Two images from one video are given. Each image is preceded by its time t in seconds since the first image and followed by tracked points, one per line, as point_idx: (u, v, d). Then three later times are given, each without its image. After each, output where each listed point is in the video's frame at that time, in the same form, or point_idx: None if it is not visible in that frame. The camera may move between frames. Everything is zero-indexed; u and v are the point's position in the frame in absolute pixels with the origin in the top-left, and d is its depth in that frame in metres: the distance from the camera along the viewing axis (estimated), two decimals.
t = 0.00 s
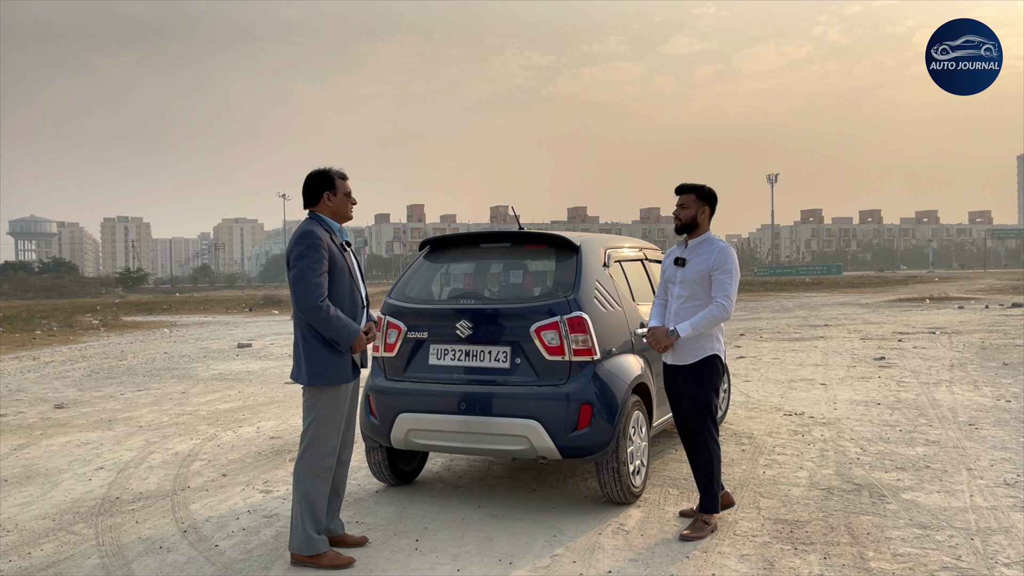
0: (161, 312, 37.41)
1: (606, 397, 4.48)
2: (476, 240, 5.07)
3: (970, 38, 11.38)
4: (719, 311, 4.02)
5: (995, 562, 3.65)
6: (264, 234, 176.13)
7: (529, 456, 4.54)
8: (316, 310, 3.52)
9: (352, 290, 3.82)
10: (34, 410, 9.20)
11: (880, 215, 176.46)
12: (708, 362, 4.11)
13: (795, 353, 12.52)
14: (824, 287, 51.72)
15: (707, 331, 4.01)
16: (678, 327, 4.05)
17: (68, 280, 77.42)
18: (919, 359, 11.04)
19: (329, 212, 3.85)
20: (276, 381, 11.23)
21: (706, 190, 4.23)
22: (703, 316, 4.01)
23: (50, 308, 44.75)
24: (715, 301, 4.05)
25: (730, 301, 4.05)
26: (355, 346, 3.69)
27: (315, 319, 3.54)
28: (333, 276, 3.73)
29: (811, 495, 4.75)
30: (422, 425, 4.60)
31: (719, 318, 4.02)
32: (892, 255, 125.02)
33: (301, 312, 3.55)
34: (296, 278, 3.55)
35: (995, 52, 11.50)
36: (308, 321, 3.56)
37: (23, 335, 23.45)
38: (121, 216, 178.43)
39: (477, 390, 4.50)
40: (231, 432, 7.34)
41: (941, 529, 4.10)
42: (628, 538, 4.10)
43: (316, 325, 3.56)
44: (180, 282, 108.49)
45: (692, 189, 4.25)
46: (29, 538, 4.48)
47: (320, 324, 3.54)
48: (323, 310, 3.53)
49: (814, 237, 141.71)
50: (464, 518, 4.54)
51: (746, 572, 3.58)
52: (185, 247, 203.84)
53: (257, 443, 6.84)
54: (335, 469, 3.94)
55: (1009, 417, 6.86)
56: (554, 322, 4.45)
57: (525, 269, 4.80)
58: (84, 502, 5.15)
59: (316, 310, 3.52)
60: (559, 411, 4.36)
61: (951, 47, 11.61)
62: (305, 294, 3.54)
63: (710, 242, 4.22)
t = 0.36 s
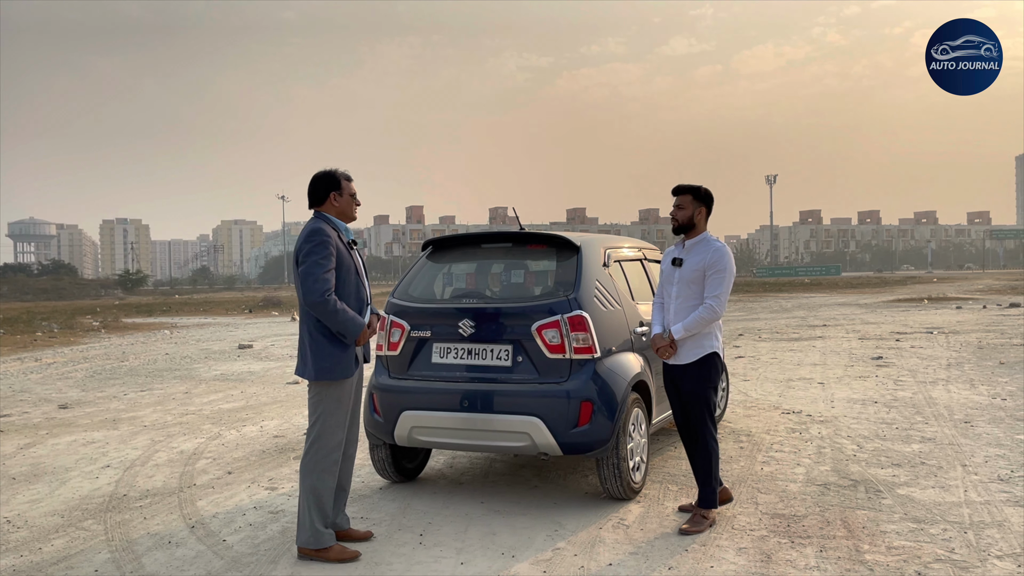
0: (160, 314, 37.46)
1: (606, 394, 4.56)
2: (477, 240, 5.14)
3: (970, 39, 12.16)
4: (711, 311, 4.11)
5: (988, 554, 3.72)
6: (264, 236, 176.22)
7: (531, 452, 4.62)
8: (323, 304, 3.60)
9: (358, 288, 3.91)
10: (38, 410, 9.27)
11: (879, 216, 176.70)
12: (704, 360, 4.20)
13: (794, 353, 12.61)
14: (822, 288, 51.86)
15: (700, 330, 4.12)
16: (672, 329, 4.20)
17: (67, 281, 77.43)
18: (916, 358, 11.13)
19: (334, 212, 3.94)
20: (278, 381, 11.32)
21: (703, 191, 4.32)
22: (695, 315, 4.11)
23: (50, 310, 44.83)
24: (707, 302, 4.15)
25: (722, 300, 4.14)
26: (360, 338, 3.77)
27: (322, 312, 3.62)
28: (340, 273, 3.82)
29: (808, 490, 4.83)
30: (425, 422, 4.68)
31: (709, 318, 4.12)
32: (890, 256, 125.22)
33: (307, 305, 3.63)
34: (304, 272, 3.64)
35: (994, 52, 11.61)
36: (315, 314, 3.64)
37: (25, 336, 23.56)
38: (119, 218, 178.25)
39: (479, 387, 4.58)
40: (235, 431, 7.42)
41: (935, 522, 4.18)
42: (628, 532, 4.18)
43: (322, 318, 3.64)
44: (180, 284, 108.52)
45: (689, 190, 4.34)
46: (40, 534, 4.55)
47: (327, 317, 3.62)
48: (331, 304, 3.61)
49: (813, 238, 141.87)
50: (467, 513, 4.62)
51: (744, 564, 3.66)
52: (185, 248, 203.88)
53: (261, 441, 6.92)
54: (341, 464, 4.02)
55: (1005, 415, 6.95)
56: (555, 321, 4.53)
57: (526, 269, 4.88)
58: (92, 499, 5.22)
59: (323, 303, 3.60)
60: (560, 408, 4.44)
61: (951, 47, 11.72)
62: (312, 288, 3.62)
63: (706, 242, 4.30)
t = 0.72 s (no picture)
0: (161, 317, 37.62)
1: (605, 392, 4.67)
2: (479, 241, 5.26)
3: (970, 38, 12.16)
4: (702, 313, 4.22)
5: (976, 546, 3.83)
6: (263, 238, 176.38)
7: (531, 449, 4.72)
8: (326, 302, 3.71)
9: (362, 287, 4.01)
10: (44, 410, 9.38)
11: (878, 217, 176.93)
12: (699, 361, 4.30)
13: (791, 353, 12.74)
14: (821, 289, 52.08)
15: (693, 332, 4.22)
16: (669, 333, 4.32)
17: (67, 284, 77.58)
18: (912, 358, 11.25)
19: (341, 214, 4.05)
20: (281, 382, 11.43)
21: (698, 194, 4.46)
22: (688, 318, 4.23)
23: (51, 312, 44.92)
24: (699, 303, 4.25)
25: (714, 301, 4.23)
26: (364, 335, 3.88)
27: (324, 310, 3.73)
28: (344, 273, 3.93)
29: (803, 486, 4.94)
30: (428, 420, 4.79)
31: (702, 320, 4.22)
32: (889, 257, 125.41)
33: (310, 303, 3.74)
34: (307, 271, 3.75)
35: (994, 52, 11.69)
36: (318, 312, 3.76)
37: (27, 338, 23.71)
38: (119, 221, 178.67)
39: (480, 385, 4.70)
40: (239, 431, 7.53)
41: (925, 516, 4.29)
42: (626, 526, 4.30)
43: (325, 316, 3.75)
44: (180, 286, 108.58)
45: (684, 193, 4.47)
46: (51, 529, 4.66)
47: (329, 315, 3.73)
48: (333, 302, 3.72)
49: (812, 239, 142.06)
50: (468, 509, 4.73)
51: (739, 557, 3.77)
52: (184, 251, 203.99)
53: (265, 440, 7.03)
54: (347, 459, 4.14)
55: (997, 413, 7.06)
56: (554, 320, 4.64)
57: (527, 270, 5.00)
58: (101, 496, 5.33)
59: (325, 302, 3.71)
60: (559, 406, 4.55)
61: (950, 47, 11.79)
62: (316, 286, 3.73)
63: (701, 244, 4.41)
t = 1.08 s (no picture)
0: (162, 317, 37.73)
1: (602, 390, 4.76)
2: (479, 242, 5.36)
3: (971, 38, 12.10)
4: (692, 313, 4.33)
5: (963, 539, 3.93)
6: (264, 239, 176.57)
7: (530, 446, 4.82)
8: (313, 298, 3.76)
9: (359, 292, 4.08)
10: (50, 409, 9.49)
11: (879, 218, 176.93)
12: (689, 360, 4.41)
13: (790, 353, 12.84)
14: (821, 290, 52.14)
15: (683, 331, 4.33)
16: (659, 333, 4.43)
17: (68, 285, 77.67)
18: (909, 358, 11.34)
19: (349, 217, 4.19)
20: (284, 382, 11.53)
21: (688, 198, 4.53)
22: (678, 318, 4.33)
23: (54, 313, 45.02)
24: (689, 304, 4.36)
25: (703, 301, 4.35)
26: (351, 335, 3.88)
27: (313, 306, 3.79)
28: (343, 275, 4.02)
29: (796, 482, 5.04)
30: (429, 417, 4.89)
31: (692, 320, 4.33)
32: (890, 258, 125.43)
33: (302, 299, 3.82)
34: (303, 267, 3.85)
35: (993, 52, 11.74)
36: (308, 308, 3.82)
37: (29, 339, 23.80)
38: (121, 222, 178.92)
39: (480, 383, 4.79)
40: (242, 429, 7.63)
41: (915, 511, 4.38)
42: (622, 520, 4.39)
43: (314, 312, 3.80)
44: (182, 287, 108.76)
45: (675, 196, 4.54)
46: (61, 524, 4.76)
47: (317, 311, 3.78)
48: (321, 299, 3.76)
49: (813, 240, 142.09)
50: (469, 504, 4.83)
51: (732, 549, 3.86)
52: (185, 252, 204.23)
53: (269, 439, 7.13)
54: (350, 455, 4.24)
55: (991, 412, 7.15)
56: (553, 320, 4.74)
57: (526, 270, 5.10)
58: (108, 492, 5.43)
59: (313, 297, 3.76)
60: (558, 403, 4.64)
61: (950, 48, 11.82)
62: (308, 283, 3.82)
63: (691, 246, 4.51)
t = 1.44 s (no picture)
0: (166, 317, 37.92)
1: (598, 385, 4.87)
2: (478, 242, 5.47)
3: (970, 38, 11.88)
4: (678, 308, 4.47)
5: (950, 530, 4.03)
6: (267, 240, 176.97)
7: (528, 440, 4.93)
8: (301, 284, 3.87)
9: (355, 290, 4.16)
10: (57, 407, 9.63)
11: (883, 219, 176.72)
12: (673, 354, 4.55)
13: (789, 352, 12.94)
14: (823, 291, 52.18)
15: (669, 326, 4.47)
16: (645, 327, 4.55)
17: (73, 286, 78.08)
18: (907, 357, 11.43)
19: (357, 217, 4.32)
20: (287, 381, 11.67)
21: (675, 199, 4.67)
22: (665, 313, 4.47)
23: (60, 313, 45.06)
24: (675, 299, 4.50)
25: (688, 297, 4.49)
26: (330, 328, 3.96)
27: (302, 292, 3.90)
28: (343, 271, 4.12)
29: (789, 476, 5.14)
30: (430, 412, 5.00)
31: (677, 315, 4.47)
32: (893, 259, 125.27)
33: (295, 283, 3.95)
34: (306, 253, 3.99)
35: (992, 53, 11.82)
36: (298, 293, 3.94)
37: (34, 339, 23.97)
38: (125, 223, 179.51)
39: (479, 379, 4.91)
40: (247, 426, 7.76)
41: (905, 503, 4.49)
42: (618, 512, 4.50)
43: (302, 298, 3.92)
44: (185, 288, 109.05)
45: (662, 197, 4.66)
46: (71, 516, 4.88)
47: (304, 299, 3.89)
48: (311, 288, 3.87)
49: (816, 241, 141.98)
50: (468, 497, 4.94)
51: (723, 539, 3.97)
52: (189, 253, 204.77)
53: (273, 435, 7.26)
54: (354, 448, 4.36)
55: (985, 409, 7.25)
56: (550, 317, 4.86)
57: (525, 269, 5.21)
58: (116, 486, 5.56)
59: (301, 284, 3.87)
60: (555, 399, 4.75)
61: (950, 48, 11.88)
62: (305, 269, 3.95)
63: (676, 244, 4.65)
